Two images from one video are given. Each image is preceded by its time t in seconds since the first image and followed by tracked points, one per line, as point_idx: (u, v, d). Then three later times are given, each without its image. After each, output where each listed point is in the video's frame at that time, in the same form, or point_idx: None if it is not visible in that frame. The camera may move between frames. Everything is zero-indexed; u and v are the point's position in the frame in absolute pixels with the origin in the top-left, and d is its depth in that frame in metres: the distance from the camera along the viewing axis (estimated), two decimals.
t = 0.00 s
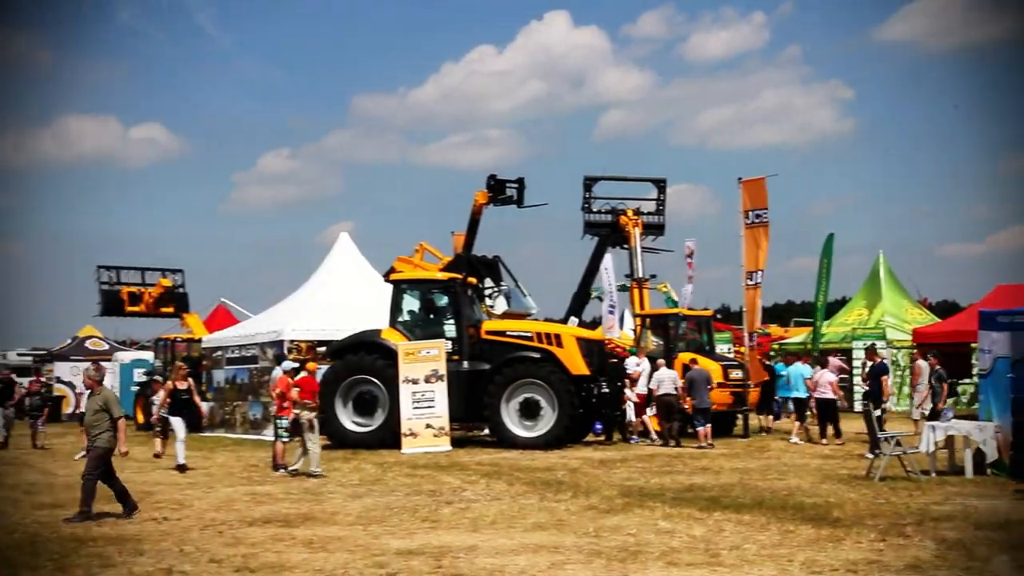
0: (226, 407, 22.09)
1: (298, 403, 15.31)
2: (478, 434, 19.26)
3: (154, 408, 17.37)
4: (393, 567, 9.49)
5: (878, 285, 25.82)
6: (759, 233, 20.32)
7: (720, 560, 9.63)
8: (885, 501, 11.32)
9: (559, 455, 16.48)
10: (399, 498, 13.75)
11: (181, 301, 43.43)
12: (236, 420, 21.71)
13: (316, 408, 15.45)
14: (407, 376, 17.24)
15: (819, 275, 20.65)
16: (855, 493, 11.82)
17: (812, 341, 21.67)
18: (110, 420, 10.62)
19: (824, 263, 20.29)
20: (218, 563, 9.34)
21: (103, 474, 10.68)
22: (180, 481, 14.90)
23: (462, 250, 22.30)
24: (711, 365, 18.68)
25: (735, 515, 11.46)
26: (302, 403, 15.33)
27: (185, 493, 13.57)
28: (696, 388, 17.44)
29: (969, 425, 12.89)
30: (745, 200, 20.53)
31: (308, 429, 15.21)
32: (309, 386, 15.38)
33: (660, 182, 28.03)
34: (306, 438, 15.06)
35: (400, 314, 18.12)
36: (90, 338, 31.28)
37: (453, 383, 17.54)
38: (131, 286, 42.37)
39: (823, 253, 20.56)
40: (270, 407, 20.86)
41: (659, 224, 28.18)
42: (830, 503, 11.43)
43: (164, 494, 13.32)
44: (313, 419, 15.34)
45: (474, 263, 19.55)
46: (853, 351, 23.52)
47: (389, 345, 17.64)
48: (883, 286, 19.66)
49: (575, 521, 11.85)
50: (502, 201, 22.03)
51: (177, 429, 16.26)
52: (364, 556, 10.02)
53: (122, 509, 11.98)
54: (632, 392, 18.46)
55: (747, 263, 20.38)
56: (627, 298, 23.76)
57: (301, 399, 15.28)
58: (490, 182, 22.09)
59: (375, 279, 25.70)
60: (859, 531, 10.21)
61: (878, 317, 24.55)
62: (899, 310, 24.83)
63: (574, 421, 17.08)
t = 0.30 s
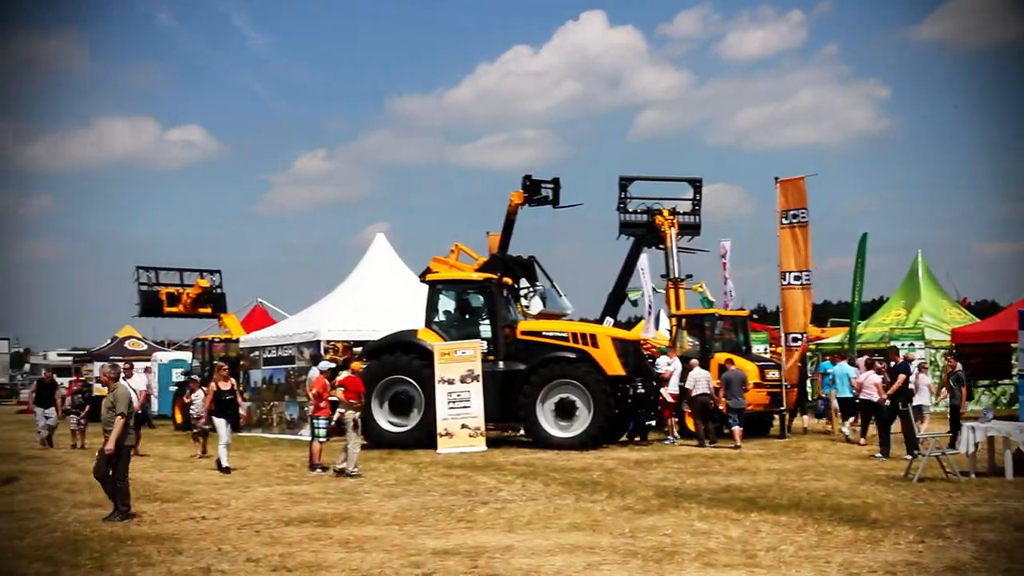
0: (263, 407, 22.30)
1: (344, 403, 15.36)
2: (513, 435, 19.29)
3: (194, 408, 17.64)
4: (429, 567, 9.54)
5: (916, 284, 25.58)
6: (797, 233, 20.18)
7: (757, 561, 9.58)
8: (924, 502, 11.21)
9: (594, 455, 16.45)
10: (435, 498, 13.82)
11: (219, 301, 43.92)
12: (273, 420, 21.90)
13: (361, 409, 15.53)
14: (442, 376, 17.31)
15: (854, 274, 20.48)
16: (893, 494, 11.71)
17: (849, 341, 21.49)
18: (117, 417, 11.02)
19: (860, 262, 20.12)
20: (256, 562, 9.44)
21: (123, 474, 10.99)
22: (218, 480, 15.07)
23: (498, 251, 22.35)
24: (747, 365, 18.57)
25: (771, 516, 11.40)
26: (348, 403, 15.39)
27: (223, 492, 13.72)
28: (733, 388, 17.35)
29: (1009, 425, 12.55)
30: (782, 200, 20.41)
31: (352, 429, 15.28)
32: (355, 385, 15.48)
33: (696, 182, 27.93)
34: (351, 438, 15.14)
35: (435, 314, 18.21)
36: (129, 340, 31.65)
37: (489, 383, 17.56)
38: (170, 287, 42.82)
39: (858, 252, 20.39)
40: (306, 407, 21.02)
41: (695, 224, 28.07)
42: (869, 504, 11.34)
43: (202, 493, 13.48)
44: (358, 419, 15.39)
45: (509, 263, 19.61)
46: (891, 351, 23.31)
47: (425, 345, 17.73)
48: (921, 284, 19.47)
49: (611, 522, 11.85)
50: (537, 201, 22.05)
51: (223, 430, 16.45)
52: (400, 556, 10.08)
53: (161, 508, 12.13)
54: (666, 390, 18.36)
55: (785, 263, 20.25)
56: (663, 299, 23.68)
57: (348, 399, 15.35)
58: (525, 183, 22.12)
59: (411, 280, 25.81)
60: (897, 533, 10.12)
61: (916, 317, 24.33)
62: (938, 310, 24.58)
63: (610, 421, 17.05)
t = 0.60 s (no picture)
0: (287, 407, 22.40)
1: (370, 403, 15.39)
2: (535, 435, 19.29)
3: (219, 408, 17.75)
4: (453, 568, 9.56)
5: (942, 287, 25.41)
6: (821, 236, 20.09)
7: (782, 564, 9.54)
8: (950, 505, 11.13)
9: (617, 457, 16.43)
10: (458, 498, 13.84)
11: (243, 301, 44.22)
12: (296, 419, 22.01)
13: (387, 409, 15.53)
14: (466, 376, 17.32)
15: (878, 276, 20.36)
16: (919, 498, 11.63)
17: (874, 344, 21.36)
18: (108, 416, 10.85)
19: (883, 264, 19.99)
20: (280, 561, 9.49)
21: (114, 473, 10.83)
22: (242, 479, 15.16)
23: (521, 251, 22.36)
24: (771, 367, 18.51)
25: (795, 519, 11.35)
26: (374, 403, 15.42)
27: (247, 492, 13.80)
28: (756, 389, 17.31)
29: None
30: (807, 201, 20.30)
31: (378, 429, 15.33)
32: (380, 385, 15.50)
33: (720, 184, 27.82)
34: (375, 438, 15.20)
35: (459, 315, 18.23)
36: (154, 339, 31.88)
37: (512, 384, 17.58)
38: (194, 287, 43.07)
39: (881, 254, 20.28)
40: (329, 407, 21.08)
41: (718, 226, 27.98)
42: (894, 507, 11.27)
43: (226, 493, 13.56)
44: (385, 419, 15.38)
45: (532, 264, 19.62)
46: (916, 353, 23.16)
47: (449, 346, 17.75)
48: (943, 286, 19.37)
49: (634, 523, 11.82)
50: (561, 202, 22.04)
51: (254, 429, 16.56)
52: (422, 557, 10.10)
53: (186, 507, 12.21)
54: (688, 392, 18.28)
55: (809, 266, 20.15)
56: (687, 300, 23.62)
57: (373, 399, 15.38)
58: (548, 184, 22.13)
59: (434, 280, 25.86)
60: (923, 537, 10.06)
61: (942, 319, 24.16)
62: (964, 313, 24.39)
63: (633, 423, 17.02)
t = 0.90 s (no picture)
0: (317, 409, 22.54)
1: (400, 405, 15.44)
2: (564, 437, 19.30)
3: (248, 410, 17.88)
4: (483, 569, 9.59)
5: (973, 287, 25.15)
6: (851, 237, 19.98)
7: (813, 566, 9.49)
8: (984, 508, 11.01)
9: (647, 458, 16.40)
10: (488, 500, 13.86)
11: (273, 303, 44.53)
12: (326, 421, 22.10)
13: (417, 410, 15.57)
14: (494, 378, 17.30)
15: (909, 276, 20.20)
16: (952, 500, 11.53)
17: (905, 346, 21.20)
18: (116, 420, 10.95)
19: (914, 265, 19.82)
20: (311, 562, 9.55)
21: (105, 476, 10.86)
22: (273, 481, 15.29)
23: (549, 253, 22.37)
24: (800, 369, 18.38)
25: (826, 521, 11.28)
26: (404, 405, 15.49)
27: (278, 493, 13.90)
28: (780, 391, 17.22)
29: None
30: (836, 202, 20.18)
31: (408, 431, 15.38)
32: (411, 387, 15.55)
33: (750, 184, 27.69)
34: (405, 440, 15.26)
35: (488, 317, 18.27)
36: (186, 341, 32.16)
37: (541, 385, 17.59)
38: (224, 289, 43.39)
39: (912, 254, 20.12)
40: (359, 409, 21.19)
41: (748, 227, 27.83)
42: (927, 510, 11.17)
43: (257, 494, 13.67)
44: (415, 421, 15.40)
45: (561, 267, 19.49)
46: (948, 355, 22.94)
47: (478, 348, 17.79)
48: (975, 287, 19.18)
49: (664, 525, 11.79)
50: (590, 204, 22.03)
51: (289, 431, 16.70)
52: (452, 558, 10.14)
53: (217, 508, 12.33)
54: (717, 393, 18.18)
55: (839, 267, 20.05)
56: (716, 301, 23.53)
57: (404, 401, 15.44)
58: (577, 185, 22.12)
59: (463, 282, 25.91)
60: (955, 539, 9.97)
61: (974, 320, 23.91)
62: (996, 314, 24.13)
63: (663, 425, 16.98)
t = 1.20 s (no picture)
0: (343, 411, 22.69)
1: (427, 408, 15.48)
2: (590, 440, 19.28)
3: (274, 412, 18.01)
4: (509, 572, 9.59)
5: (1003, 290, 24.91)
6: (880, 240, 19.87)
7: (840, 571, 9.42)
8: (1014, 513, 10.89)
9: (673, 462, 16.33)
10: (514, 503, 13.87)
11: (301, 306, 44.81)
12: (352, 423, 22.21)
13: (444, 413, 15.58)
14: (521, 381, 17.30)
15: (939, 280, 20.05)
16: (982, 505, 11.40)
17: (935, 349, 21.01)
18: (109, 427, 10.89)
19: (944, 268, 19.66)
20: (338, 564, 9.59)
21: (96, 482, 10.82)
22: (300, 483, 15.38)
23: (576, 256, 22.36)
24: (828, 372, 18.23)
25: (853, 526, 11.20)
26: (431, 408, 15.53)
27: (305, 496, 13.96)
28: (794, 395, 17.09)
29: None
30: (865, 206, 20.05)
31: (435, 434, 15.39)
32: (438, 390, 15.58)
33: (777, 187, 27.55)
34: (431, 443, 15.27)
35: (514, 320, 18.28)
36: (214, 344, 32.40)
37: (567, 388, 17.59)
38: (252, 292, 43.68)
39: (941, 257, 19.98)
40: (385, 412, 21.27)
41: (775, 229, 27.69)
42: (956, 515, 11.06)
43: (284, 496, 13.75)
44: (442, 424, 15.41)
45: (587, 270, 19.53)
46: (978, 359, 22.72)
47: (504, 351, 17.80)
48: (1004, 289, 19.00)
49: (690, 529, 11.75)
50: (616, 207, 22.01)
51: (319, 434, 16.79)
52: (478, 561, 10.15)
53: (244, 510, 12.41)
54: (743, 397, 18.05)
55: (867, 270, 19.92)
56: (743, 304, 23.42)
57: (430, 404, 15.47)
58: (604, 189, 22.11)
59: (489, 285, 25.94)
60: (985, 545, 9.87)
61: (1004, 324, 23.68)
62: None
63: (689, 428, 16.91)
